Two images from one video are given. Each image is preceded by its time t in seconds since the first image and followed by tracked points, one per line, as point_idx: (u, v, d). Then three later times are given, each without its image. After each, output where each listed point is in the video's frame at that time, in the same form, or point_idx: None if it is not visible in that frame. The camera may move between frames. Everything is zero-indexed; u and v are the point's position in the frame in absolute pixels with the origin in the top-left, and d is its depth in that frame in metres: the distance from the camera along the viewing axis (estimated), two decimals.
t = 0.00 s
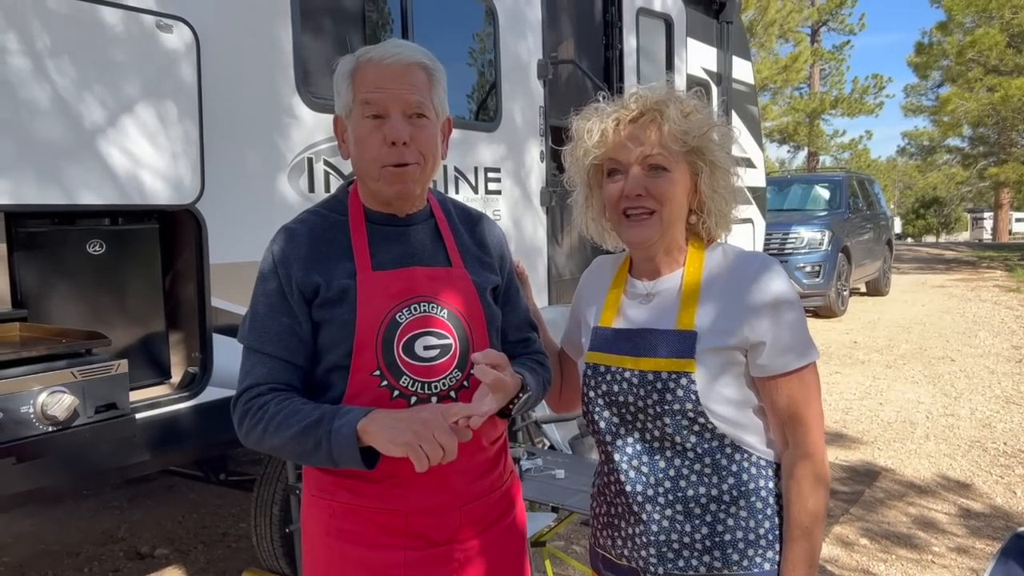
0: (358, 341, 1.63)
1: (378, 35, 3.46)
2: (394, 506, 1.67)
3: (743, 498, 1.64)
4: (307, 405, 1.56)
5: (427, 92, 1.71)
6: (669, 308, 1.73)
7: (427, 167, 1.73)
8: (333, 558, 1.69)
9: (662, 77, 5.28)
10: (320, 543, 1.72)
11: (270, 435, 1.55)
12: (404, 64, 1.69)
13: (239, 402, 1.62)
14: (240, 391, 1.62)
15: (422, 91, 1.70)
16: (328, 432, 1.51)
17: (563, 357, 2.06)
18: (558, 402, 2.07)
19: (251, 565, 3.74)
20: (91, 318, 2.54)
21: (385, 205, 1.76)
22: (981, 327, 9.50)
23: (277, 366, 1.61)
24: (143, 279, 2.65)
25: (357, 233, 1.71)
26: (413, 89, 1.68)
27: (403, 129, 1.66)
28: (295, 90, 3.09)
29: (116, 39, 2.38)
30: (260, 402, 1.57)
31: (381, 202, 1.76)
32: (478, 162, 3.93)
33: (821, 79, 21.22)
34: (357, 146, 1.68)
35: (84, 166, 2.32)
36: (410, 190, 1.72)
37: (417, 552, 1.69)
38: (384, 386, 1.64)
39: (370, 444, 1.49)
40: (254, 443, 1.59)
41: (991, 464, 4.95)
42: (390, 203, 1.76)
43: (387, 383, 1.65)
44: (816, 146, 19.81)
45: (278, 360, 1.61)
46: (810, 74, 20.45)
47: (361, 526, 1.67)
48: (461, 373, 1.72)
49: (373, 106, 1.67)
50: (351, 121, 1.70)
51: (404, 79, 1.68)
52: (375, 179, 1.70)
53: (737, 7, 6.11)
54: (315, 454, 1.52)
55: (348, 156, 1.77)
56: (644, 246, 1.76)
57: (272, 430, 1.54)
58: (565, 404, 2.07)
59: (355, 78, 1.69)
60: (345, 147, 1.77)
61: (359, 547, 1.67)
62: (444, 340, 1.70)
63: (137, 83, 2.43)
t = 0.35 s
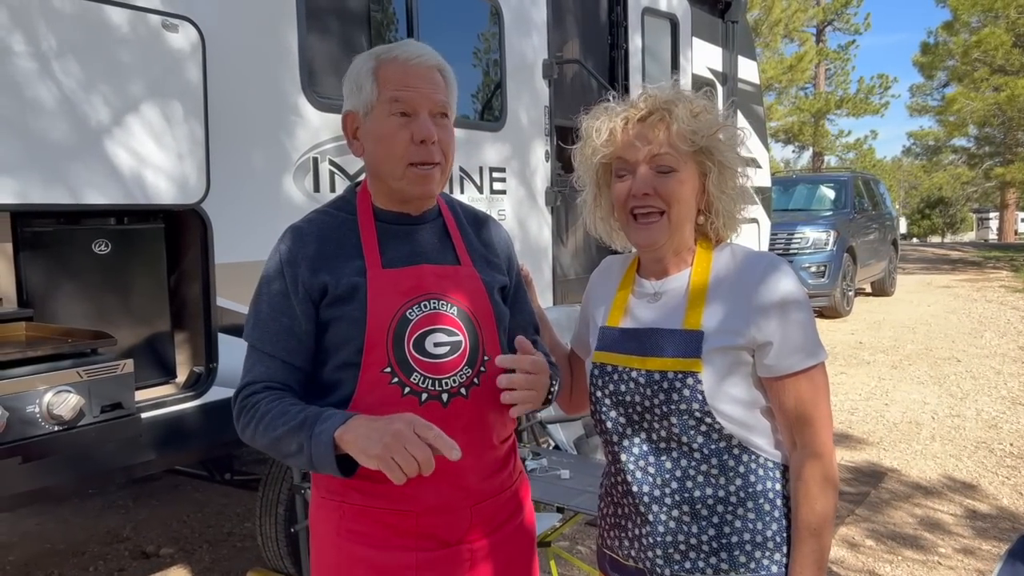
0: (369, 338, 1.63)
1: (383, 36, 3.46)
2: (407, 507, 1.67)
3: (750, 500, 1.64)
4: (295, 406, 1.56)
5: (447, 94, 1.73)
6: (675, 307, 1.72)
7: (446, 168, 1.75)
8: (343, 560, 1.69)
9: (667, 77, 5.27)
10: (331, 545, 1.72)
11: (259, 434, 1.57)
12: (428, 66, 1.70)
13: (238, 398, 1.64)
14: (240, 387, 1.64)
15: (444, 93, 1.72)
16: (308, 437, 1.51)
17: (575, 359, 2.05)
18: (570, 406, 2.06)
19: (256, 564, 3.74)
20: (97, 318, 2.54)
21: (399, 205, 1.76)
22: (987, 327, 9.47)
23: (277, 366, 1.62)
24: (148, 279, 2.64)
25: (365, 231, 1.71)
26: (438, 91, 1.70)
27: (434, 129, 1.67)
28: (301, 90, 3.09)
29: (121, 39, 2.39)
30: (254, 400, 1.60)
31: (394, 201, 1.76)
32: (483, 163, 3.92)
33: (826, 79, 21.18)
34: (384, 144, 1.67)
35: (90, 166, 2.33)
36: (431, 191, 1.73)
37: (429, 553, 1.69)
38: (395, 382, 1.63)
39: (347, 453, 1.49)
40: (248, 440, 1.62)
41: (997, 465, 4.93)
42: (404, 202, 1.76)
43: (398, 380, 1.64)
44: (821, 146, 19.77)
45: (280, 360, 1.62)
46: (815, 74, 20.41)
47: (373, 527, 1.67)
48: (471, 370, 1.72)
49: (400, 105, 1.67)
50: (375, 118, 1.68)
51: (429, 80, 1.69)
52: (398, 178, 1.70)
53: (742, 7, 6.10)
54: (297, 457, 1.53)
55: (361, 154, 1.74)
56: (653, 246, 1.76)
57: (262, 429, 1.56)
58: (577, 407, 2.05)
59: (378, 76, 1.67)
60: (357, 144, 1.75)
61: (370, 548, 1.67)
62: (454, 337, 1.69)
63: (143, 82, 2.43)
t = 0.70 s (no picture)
0: (376, 336, 1.63)
1: (388, 35, 3.46)
2: (414, 505, 1.67)
3: (755, 501, 1.63)
4: (313, 400, 1.58)
5: (461, 98, 1.75)
6: (680, 307, 1.72)
7: (453, 170, 1.76)
8: (352, 559, 1.69)
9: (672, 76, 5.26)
10: (338, 544, 1.72)
11: (277, 431, 1.57)
12: (445, 68, 1.71)
13: (249, 399, 1.64)
14: (250, 388, 1.64)
15: (458, 95, 1.73)
16: (334, 428, 1.53)
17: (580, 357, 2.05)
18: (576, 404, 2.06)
19: (261, 563, 3.75)
20: (103, 317, 2.55)
21: (403, 203, 1.76)
22: (994, 327, 9.44)
23: (287, 364, 1.62)
24: (153, 278, 2.65)
25: (371, 229, 1.71)
26: (454, 93, 1.71)
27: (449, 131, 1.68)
28: (306, 89, 3.09)
29: (128, 38, 2.39)
30: (268, 398, 1.60)
31: (400, 199, 1.76)
32: (488, 162, 3.92)
33: (831, 77, 21.12)
34: (398, 141, 1.67)
35: (96, 165, 2.33)
36: (438, 191, 1.74)
37: (436, 552, 1.69)
38: (402, 380, 1.64)
39: (376, 437, 1.52)
40: (264, 439, 1.62)
41: (1003, 465, 4.91)
42: (409, 201, 1.76)
43: (405, 378, 1.64)
44: (827, 145, 19.73)
45: (288, 359, 1.62)
46: (820, 73, 20.36)
47: (380, 525, 1.67)
48: (477, 368, 1.72)
49: (418, 105, 1.67)
50: (391, 115, 1.68)
51: (446, 83, 1.70)
52: (409, 176, 1.70)
53: (748, 6, 6.08)
54: (322, 450, 1.55)
55: (372, 149, 1.74)
56: (658, 245, 1.76)
57: (280, 426, 1.56)
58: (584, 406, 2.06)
59: (396, 73, 1.68)
60: (366, 139, 1.74)
61: (378, 547, 1.67)
62: (460, 335, 1.70)
63: (149, 82, 2.44)
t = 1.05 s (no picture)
0: (379, 331, 1.63)
1: (394, 33, 3.46)
2: (415, 500, 1.67)
3: (761, 500, 1.63)
4: (329, 398, 1.58)
5: (453, 91, 1.72)
6: (686, 305, 1.72)
7: (453, 165, 1.74)
8: (352, 553, 1.70)
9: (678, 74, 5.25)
10: (339, 538, 1.73)
11: (292, 428, 1.58)
12: (433, 63, 1.69)
13: (260, 392, 1.64)
14: (261, 382, 1.64)
15: (449, 89, 1.70)
16: (353, 428, 1.54)
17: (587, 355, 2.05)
18: (581, 404, 2.06)
19: (267, 560, 3.75)
20: (109, 314, 2.55)
21: (408, 203, 1.76)
22: (1001, 325, 9.40)
23: (298, 356, 1.62)
24: (159, 276, 2.65)
25: (376, 226, 1.72)
26: (443, 88, 1.69)
27: (438, 129, 1.66)
28: (312, 87, 3.09)
29: (134, 36, 2.39)
30: (282, 395, 1.60)
31: (404, 200, 1.76)
32: (494, 160, 3.92)
33: (838, 75, 21.05)
34: (390, 145, 1.67)
35: (103, 163, 2.34)
36: (439, 188, 1.73)
37: (436, 547, 1.69)
38: (404, 376, 1.65)
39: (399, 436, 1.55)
40: (275, 433, 1.62)
41: (1010, 464, 4.90)
42: (413, 200, 1.76)
43: (407, 374, 1.65)
44: (833, 142, 19.67)
45: (298, 351, 1.62)
46: (827, 71, 20.30)
47: (381, 520, 1.68)
48: (479, 364, 1.72)
49: (405, 106, 1.66)
50: (382, 118, 1.68)
51: (434, 78, 1.68)
52: (404, 177, 1.70)
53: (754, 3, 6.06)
54: (338, 449, 1.56)
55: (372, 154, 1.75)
56: (662, 243, 1.75)
57: (295, 424, 1.56)
58: (590, 406, 2.05)
59: (384, 75, 1.68)
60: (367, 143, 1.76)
61: (378, 541, 1.68)
62: (463, 332, 1.70)
63: (156, 80, 2.44)
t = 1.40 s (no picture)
0: (374, 330, 1.64)
1: (398, 31, 3.46)
2: (411, 497, 1.68)
3: (766, 498, 1.63)
4: (324, 398, 1.60)
5: (442, 84, 1.70)
6: (691, 302, 1.72)
7: (444, 160, 1.72)
8: (351, 547, 1.72)
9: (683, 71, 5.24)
10: (340, 532, 1.75)
11: (289, 426, 1.61)
12: (419, 59, 1.68)
13: (263, 390, 1.68)
14: (264, 380, 1.68)
15: (433, 83, 1.68)
16: (344, 428, 1.56)
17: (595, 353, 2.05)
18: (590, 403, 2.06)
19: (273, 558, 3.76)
20: (116, 313, 2.56)
21: (407, 199, 1.77)
22: (1007, 322, 9.37)
23: (298, 355, 1.65)
24: (165, 274, 2.66)
25: (380, 224, 1.73)
26: (427, 83, 1.67)
27: (416, 124, 1.66)
28: (317, 85, 3.09)
29: (139, 34, 2.40)
30: (281, 393, 1.63)
31: (402, 196, 1.77)
32: (498, 158, 3.92)
33: (843, 72, 21.00)
34: (376, 143, 1.70)
35: (110, 162, 2.34)
36: (428, 183, 1.72)
37: (433, 545, 1.70)
38: (399, 373, 1.65)
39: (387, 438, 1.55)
40: (274, 430, 1.66)
41: (1016, 461, 4.89)
42: (411, 197, 1.77)
43: (402, 372, 1.65)
44: (838, 140, 19.62)
45: (298, 350, 1.65)
46: (832, 67, 20.26)
47: (378, 516, 1.69)
48: (477, 364, 1.71)
49: (387, 104, 1.68)
50: (370, 118, 1.72)
51: (417, 74, 1.67)
52: (391, 174, 1.71)
53: None
54: (330, 448, 1.58)
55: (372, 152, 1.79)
56: (668, 239, 1.75)
57: (292, 422, 1.59)
58: (595, 407, 2.05)
59: (373, 75, 1.71)
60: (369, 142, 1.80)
61: (375, 537, 1.69)
62: (459, 330, 1.69)
63: (161, 78, 2.45)
